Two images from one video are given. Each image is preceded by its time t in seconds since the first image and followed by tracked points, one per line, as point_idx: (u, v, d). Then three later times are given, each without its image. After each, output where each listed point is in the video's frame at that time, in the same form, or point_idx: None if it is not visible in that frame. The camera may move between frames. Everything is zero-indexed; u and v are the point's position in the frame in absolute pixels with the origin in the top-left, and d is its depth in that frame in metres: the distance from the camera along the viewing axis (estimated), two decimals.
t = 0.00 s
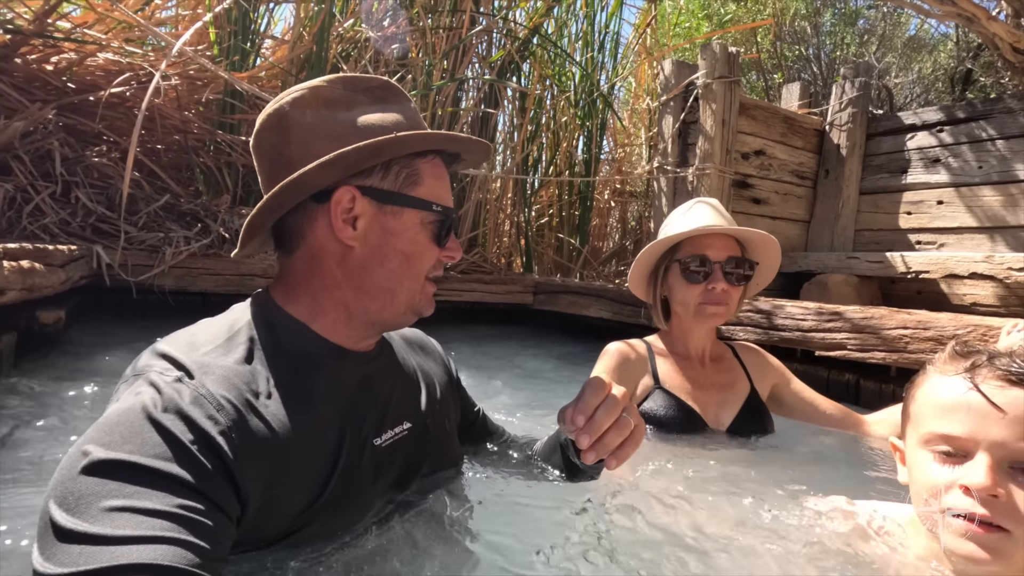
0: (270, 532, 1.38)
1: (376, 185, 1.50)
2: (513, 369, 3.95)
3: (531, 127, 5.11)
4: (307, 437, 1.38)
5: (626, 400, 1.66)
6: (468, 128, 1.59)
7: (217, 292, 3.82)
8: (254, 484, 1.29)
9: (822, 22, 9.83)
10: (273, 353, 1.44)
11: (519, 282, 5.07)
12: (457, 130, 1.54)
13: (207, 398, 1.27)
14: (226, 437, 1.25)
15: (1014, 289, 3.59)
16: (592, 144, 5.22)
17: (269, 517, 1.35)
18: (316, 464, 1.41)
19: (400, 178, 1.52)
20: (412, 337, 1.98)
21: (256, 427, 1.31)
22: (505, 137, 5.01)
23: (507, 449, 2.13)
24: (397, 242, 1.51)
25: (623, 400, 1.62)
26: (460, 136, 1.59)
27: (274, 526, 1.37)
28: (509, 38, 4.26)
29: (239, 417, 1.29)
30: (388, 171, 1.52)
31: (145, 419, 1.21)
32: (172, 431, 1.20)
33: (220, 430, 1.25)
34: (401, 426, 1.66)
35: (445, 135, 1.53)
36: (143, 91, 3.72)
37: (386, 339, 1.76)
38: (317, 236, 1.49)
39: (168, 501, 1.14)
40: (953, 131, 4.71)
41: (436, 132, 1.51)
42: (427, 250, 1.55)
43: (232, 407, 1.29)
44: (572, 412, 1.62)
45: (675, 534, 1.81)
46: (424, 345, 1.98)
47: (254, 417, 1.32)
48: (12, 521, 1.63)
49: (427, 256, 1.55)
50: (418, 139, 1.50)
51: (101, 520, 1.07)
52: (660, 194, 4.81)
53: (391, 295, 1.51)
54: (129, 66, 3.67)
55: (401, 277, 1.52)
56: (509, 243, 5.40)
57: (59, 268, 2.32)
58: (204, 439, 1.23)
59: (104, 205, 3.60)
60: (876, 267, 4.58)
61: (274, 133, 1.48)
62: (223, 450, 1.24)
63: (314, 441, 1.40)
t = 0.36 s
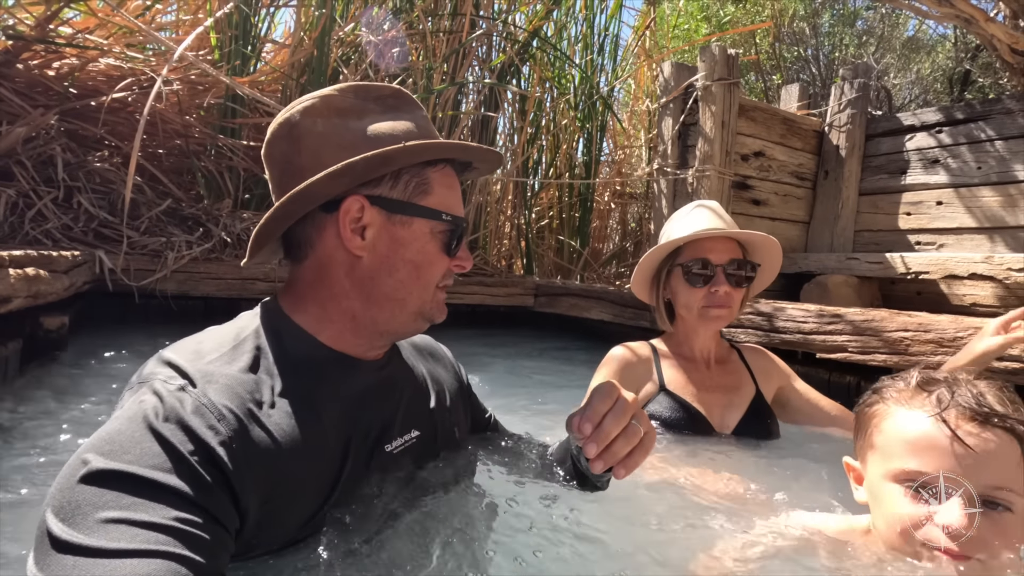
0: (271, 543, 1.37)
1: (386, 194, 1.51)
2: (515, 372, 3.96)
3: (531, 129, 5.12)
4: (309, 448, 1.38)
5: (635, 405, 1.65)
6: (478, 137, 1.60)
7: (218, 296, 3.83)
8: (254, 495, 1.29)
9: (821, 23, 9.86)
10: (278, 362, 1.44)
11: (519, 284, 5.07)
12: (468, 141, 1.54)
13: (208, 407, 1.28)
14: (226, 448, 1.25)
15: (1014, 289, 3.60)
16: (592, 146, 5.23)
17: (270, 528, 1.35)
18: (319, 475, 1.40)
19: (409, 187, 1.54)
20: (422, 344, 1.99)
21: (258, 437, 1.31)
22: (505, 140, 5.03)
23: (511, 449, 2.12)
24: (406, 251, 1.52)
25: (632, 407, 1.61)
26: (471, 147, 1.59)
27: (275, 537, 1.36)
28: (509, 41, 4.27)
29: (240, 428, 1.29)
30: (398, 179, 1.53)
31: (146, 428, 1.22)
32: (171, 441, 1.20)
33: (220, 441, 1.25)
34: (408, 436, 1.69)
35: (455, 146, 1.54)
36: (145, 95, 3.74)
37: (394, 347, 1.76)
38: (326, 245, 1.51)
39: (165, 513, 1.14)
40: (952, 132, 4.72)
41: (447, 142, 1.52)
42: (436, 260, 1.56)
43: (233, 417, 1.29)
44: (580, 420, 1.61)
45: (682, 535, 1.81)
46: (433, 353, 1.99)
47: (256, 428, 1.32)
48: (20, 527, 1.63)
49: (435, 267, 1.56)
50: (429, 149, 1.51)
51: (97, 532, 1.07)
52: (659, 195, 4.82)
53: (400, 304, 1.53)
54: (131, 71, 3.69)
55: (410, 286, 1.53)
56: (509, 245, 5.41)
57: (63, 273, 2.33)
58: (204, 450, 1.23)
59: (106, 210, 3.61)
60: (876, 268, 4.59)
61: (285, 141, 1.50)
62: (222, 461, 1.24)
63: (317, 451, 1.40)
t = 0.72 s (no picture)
0: (274, 538, 1.37)
1: (312, 175, 1.59)
2: (516, 370, 3.97)
3: (531, 128, 5.13)
4: (310, 440, 1.38)
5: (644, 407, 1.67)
6: (375, 79, 1.54)
7: (221, 295, 3.84)
8: (252, 488, 1.29)
9: (820, 21, 9.87)
10: (280, 355, 1.45)
11: (520, 283, 5.08)
12: (354, 85, 1.52)
13: (207, 398, 1.28)
14: (225, 440, 1.26)
15: (1014, 287, 3.61)
16: (592, 145, 5.24)
17: (271, 522, 1.35)
18: (321, 469, 1.40)
19: (331, 161, 1.57)
20: (434, 343, 1.98)
21: (258, 430, 1.31)
22: (505, 139, 5.04)
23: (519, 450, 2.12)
24: (332, 224, 1.52)
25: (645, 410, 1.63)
26: (369, 88, 1.54)
27: (276, 532, 1.36)
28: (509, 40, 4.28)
29: (239, 420, 1.29)
30: (321, 157, 1.60)
31: (145, 419, 1.23)
32: (169, 432, 1.21)
33: (219, 433, 1.26)
34: (415, 433, 1.63)
35: (344, 91, 1.52)
36: (147, 95, 3.75)
37: (402, 340, 1.76)
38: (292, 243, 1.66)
39: (163, 505, 1.14)
40: (952, 130, 4.73)
41: (327, 94, 1.52)
42: (364, 228, 1.51)
43: (231, 409, 1.29)
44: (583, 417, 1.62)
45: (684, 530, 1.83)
46: (445, 351, 1.98)
47: (256, 420, 1.32)
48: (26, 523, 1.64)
49: (365, 229, 1.50)
50: (326, 116, 1.56)
51: (95, 523, 1.08)
52: (660, 194, 4.83)
53: (338, 280, 1.50)
54: (133, 70, 3.70)
55: (341, 258, 1.50)
56: (510, 244, 5.41)
57: (66, 272, 2.34)
58: (203, 441, 1.24)
59: (108, 209, 3.63)
60: (876, 266, 4.60)
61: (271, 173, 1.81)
62: (221, 453, 1.24)
63: (320, 444, 1.40)
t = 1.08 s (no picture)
0: (279, 536, 1.39)
1: (307, 177, 1.61)
2: (519, 368, 4.01)
3: (533, 129, 5.17)
4: (315, 440, 1.41)
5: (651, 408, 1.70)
6: (356, 75, 1.53)
7: (226, 294, 3.88)
8: (257, 486, 1.32)
9: (821, 22, 9.90)
10: (286, 356, 1.48)
11: (523, 282, 5.12)
12: (334, 82, 1.52)
13: (213, 398, 1.31)
14: (230, 439, 1.28)
15: (1013, 286, 3.64)
16: (594, 145, 5.27)
17: (277, 520, 1.37)
18: (326, 468, 1.43)
19: (324, 161, 1.59)
20: (447, 341, 2.02)
21: (263, 429, 1.34)
22: (507, 139, 5.07)
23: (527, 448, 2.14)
24: (328, 225, 1.55)
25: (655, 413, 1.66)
26: (351, 84, 1.54)
27: (282, 530, 1.39)
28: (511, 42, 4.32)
29: (244, 419, 1.32)
30: (315, 158, 1.62)
31: (152, 419, 1.26)
32: (175, 431, 1.24)
33: (225, 432, 1.28)
34: (424, 433, 1.69)
35: (327, 89, 1.53)
36: (153, 96, 3.79)
37: (413, 340, 1.80)
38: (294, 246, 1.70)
39: (169, 503, 1.16)
40: (952, 130, 4.76)
41: (309, 93, 1.53)
42: (356, 229, 1.53)
43: (237, 408, 1.32)
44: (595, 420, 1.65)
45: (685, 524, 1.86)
46: (457, 349, 2.01)
47: (261, 419, 1.35)
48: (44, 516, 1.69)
49: (358, 229, 1.52)
50: (312, 117, 1.58)
51: (101, 521, 1.10)
52: (661, 194, 4.86)
53: (336, 280, 1.54)
54: (138, 72, 3.73)
55: (338, 259, 1.54)
56: (512, 244, 5.45)
57: (77, 270, 2.38)
58: (208, 440, 1.26)
59: (115, 209, 3.67)
60: (876, 265, 4.63)
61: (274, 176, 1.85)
62: (226, 452, 1.27)
63: (325, 444, 1.43)
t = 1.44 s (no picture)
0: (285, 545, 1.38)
1: (313, 183, 1.63)
2: (523, 370, 4.02)
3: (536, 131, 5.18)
4: (321, 448, 1.41)
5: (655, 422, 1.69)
6: (359, 79, 1.54)
7: (231, 297, 3.90)
8: (262, 495, 1.31)
9: (822, 22, 9.91)
10: (292, 364, 1.48)
11: (526, 284, 5.14)
12: (337, 87, 1.53)
13: (217, 407, 1.31)
14: (233, 448, 1.28)
15: (1016, 286, 3.64)
16: (596, 146, 5.29)
17: (283, 529, 1.37)
18: (332, 476, 1.42)
19: (330, 166, 1.60)
20: (456, 346, 2.01)
21: (268, 438, 1.34)
22: (510, 141, 5.08)
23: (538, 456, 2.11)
24: (334, 231, 1.56)
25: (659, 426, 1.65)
26: (357, 88, 1.55)
27: (289, 539, 1.38)
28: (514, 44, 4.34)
29: (249, 428, 1.32)
30: (321, 163, 1.63)
31: (157, 429, 1.26)
32: (179, 441, 1.24)
33: (229, 441, 1.28)
34: (432, 440, 1.65)
35: (333, 92, 1.54)
36: (159, 101, 3.81)
37: (422, 347, 1.79)
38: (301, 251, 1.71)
39: (174, 514, 1.16)
40: (954, 130, 4.77)
41: (314, 99, 1.55)
42: (362, 235, 1.54)
43: (242, 417, 1.32)
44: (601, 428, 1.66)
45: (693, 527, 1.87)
46: (467, 355, 2.00)
47: (266, 428, 1.35)
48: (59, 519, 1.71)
49: (363, 234, 1.53)
50: (318, 122, 1.59)
51: (105, 532, 1.11)
52: (663, 195, 4.88)
53: (343, 287, 1.55)
54: (145, 77, 3.74)
55: (344, 265, 1.54)
56: (515, 246, 5.46)
57: (87, 275, 2.40)
58: (212, 450, 1.26)
59: (122, 213, 3.70)
60: (879, 266, 4.64)
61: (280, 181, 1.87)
62: (229, 461, 1.27)
63: (331, 452, 1.42)
